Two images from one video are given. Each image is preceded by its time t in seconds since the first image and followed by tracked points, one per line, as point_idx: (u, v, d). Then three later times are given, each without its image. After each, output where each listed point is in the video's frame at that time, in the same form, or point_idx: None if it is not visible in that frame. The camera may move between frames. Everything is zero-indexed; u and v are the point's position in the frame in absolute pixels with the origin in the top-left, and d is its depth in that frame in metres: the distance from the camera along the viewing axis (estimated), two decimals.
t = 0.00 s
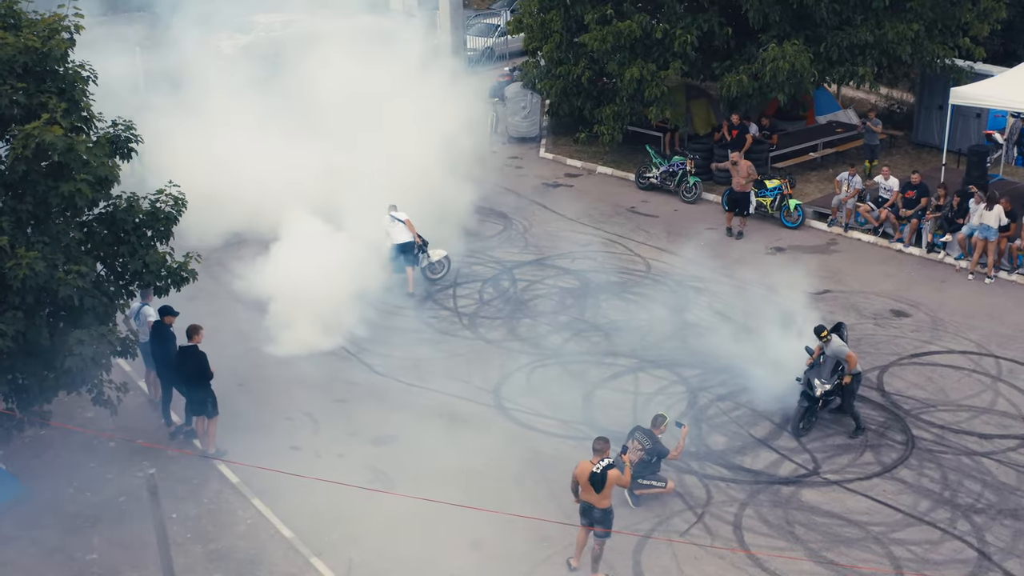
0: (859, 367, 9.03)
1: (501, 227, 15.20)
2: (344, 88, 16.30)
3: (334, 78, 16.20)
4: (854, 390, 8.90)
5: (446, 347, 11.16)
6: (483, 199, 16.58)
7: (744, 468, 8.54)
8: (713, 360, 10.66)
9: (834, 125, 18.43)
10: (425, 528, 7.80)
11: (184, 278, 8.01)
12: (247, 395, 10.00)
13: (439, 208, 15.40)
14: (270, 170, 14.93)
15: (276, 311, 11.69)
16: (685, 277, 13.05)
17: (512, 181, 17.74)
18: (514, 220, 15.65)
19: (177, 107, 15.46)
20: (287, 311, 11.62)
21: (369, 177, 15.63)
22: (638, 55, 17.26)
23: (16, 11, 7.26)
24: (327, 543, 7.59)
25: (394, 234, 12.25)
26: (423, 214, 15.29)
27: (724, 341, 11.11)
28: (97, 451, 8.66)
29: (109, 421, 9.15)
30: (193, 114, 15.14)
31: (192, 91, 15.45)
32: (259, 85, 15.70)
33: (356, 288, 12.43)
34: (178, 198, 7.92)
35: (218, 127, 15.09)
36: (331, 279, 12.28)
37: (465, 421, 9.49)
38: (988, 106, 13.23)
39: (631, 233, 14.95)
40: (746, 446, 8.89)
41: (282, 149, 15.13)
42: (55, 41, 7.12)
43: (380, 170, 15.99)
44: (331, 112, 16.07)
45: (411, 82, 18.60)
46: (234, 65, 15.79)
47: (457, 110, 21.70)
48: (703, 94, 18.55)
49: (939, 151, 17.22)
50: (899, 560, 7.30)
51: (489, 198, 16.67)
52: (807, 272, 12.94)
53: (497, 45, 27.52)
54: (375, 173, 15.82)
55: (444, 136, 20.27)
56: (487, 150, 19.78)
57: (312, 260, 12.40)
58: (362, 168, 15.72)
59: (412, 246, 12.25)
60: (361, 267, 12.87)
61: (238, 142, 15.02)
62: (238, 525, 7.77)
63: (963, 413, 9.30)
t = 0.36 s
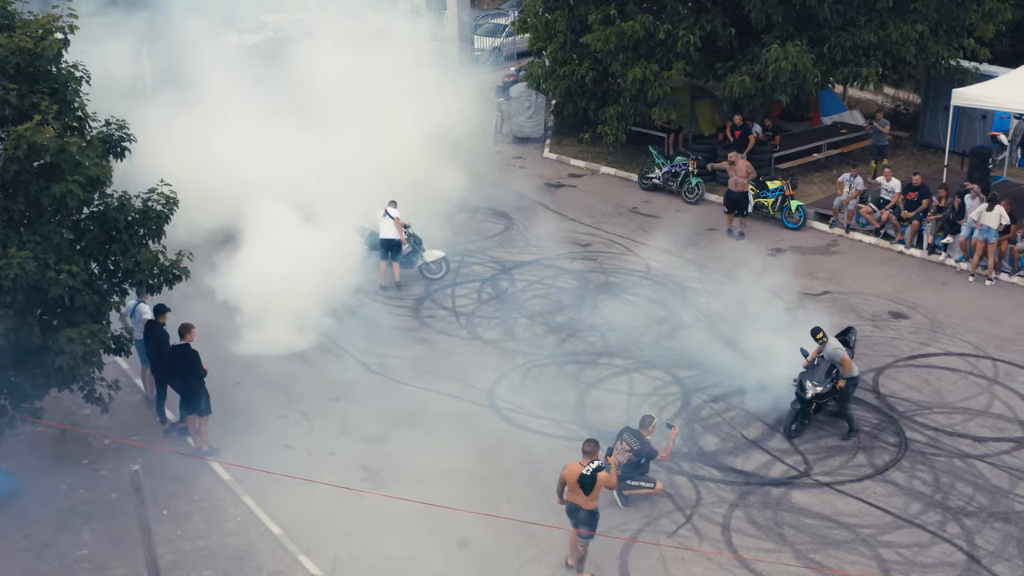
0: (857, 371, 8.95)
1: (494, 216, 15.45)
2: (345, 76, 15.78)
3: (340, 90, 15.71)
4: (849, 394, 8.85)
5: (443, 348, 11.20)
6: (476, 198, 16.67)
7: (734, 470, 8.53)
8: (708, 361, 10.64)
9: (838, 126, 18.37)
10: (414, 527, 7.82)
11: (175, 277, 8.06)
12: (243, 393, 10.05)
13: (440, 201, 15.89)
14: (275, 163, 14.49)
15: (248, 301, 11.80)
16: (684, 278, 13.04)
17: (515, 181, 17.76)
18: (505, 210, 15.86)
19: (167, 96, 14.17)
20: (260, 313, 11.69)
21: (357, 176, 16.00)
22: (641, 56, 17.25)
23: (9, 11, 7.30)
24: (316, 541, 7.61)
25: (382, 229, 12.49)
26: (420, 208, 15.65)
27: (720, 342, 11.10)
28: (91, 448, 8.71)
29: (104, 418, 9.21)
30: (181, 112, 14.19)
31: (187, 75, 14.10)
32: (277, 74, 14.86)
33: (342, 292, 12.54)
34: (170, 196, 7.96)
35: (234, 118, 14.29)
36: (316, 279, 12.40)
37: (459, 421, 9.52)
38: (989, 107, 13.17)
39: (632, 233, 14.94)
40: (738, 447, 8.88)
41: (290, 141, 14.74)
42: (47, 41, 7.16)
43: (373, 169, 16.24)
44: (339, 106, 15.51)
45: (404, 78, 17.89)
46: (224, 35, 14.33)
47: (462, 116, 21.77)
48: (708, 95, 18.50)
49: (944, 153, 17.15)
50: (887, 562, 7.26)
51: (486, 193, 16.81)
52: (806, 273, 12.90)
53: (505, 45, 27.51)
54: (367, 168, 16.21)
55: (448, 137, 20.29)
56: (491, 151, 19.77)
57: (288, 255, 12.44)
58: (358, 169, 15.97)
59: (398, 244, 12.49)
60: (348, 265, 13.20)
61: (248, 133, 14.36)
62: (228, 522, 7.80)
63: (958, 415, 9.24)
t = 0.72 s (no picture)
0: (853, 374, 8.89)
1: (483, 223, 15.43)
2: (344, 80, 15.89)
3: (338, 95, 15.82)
4: (843, 399, 8.78)
5: (442, 347, 11.24)
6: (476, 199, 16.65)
7: (727, 471, 8.53)
8: (706, 362, 10.63)
9: (847, 127, 18.27)
10: (403, 524, 7.86)
11: (170, 275, 8.12)
12: (240, 391, 10.12)
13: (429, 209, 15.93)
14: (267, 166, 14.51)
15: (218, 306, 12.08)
16: (685, 278, 13.03)
17: (520, 182, 17.76)
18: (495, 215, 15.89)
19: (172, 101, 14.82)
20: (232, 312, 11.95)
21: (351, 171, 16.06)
22: (647, 56, 17.26)
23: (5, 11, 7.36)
24: (306, 538, 7.65)
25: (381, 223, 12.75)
26: (410, 213, 15.68)
27: (720, 342, 11.08)
28: (89, 443, 8.80)
29: (103, 414, 9.30)
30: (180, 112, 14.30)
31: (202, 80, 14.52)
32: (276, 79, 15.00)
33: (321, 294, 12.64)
34: (165, 195, 8.02)
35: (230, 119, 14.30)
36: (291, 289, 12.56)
37: (454, 421, 9.56)
38: (992, 109, 13.10)
39: (636, 233, 14.94)
40: (732, 448, 8.87)
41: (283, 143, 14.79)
42: (43, 41, 7.22)
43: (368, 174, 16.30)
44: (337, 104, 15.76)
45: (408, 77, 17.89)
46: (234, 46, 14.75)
47: (471, 117, 21.77)
48: (717, 94, 18.42)
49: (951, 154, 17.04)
50: (876, 565, 7.24)
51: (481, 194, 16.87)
52: (808, 274, 12.86)
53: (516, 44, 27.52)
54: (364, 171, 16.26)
55: (455, 138, 20.29)
56: (497, 151, 19.75)
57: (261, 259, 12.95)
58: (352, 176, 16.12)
59: (395, 238, 12.71)
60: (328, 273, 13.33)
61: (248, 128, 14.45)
62: (220, 518, 7.85)
63: (955, 418, 9.19)
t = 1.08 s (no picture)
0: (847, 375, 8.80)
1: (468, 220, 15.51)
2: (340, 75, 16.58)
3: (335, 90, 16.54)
4: (833, 400, 8.71)
5: (439, 345, 11.29)
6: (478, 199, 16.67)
7: (718, 472, 8.52)
8: (702, 362, 10.62)
9: (852, 128, 18.18)
10: (391, 521, 7.90)
11: (164, 273, 8.15)
12: (237, 388, 10.19)
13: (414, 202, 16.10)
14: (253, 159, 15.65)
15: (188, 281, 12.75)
16: (684, 279, 13.01)
17: (523, 181, 17.79)
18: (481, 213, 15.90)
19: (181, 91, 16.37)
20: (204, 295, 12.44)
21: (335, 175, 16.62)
22: (652, 57, 17.26)
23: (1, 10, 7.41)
24: (296, 535, 7.70)
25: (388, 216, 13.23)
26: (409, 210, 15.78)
27: (716, 343, 11.06)
28: (85, 439, 8.87)
29: (101, 410, 9.39)
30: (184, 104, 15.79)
31: (208, 69, 15.86)
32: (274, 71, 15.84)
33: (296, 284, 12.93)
34: (159, 194, 8.05)
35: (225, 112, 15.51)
36: (261, 273, 13.16)
37: (447, 419, 9.59)
38: (996, 110, 13.01)
39: (637, 234, 14.94)
40: (723, 449, 8.87)
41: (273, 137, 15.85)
42: (36, 40, 7.26)
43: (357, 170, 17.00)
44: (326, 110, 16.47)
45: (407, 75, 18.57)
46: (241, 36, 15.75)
47: (476, 118, 21.79)
48: (724, 96, 18.73)
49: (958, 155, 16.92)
50: (863, 567, 7.21)
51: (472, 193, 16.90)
52: (808, 275, 12.81)
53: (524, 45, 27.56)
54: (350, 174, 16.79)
55: (460, 138, 20.31)
56: (502, 151, 19.76)
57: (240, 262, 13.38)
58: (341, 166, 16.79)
59: (396, 232, 13.04)
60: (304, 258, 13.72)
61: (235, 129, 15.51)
62: (211, 513, 7.91)
63: (949, 420, 9.14)
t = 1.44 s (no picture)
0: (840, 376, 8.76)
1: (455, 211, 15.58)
2: (335, 66, 17.62)
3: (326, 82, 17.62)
4: (825, 401, 8.68)
5: (437, 344, 11.35)
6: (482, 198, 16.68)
7: (709, 473, 8.51)
8: (699, 363, 10.61)
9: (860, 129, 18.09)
10: (381, 518, 7.95)
11: (158, 270, 8.21)
12: (235, 385, 10.27)
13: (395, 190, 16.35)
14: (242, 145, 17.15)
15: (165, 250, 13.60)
16: (685, 279, 12.99)
17: (528, 181, 17.82)
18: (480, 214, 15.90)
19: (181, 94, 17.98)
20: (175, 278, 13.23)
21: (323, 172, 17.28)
22: (658, 57, 17.25)
23: None
24: (286, 531, 7.76)
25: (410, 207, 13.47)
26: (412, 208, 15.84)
27: (715, 344, 11.04)
28: (82, 434, 8.96)
29: (100, 407, 9.48)
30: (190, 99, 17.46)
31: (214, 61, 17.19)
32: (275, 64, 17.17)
33: (268, 261, 13.53)
34: (153, 192, 8.12)
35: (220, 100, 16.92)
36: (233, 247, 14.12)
37: (442, 417, 9.63)
38: (1001, 112, 12.91)
39: (640, 234, 14.93)
40: (715, 450, 8.87)
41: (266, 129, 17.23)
42: (31, 40, 7.32)
43: (344, 159, 17.83)
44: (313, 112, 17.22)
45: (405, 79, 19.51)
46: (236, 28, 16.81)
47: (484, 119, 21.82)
48: (730, 96, 18.46)
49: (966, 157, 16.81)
50: (850, 569, 7.18)
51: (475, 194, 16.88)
52: (810, 276, 12.76)
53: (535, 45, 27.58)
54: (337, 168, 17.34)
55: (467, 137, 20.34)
56: (508, 151, 19.77)
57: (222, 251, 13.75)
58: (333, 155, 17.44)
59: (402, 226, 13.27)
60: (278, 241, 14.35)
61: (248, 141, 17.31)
62: (203, 509, 7.97)
63: (945, 423, 9.08)
